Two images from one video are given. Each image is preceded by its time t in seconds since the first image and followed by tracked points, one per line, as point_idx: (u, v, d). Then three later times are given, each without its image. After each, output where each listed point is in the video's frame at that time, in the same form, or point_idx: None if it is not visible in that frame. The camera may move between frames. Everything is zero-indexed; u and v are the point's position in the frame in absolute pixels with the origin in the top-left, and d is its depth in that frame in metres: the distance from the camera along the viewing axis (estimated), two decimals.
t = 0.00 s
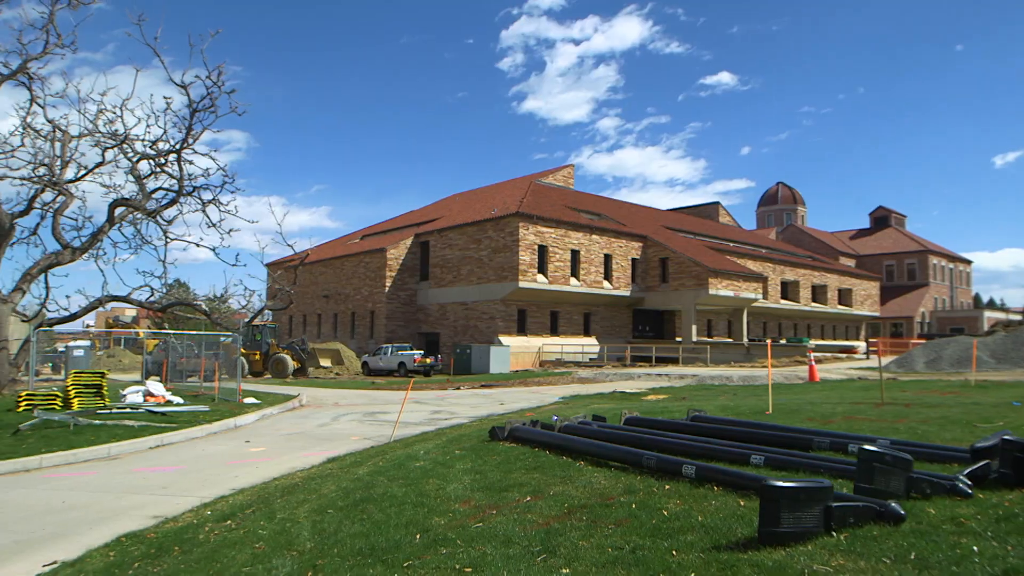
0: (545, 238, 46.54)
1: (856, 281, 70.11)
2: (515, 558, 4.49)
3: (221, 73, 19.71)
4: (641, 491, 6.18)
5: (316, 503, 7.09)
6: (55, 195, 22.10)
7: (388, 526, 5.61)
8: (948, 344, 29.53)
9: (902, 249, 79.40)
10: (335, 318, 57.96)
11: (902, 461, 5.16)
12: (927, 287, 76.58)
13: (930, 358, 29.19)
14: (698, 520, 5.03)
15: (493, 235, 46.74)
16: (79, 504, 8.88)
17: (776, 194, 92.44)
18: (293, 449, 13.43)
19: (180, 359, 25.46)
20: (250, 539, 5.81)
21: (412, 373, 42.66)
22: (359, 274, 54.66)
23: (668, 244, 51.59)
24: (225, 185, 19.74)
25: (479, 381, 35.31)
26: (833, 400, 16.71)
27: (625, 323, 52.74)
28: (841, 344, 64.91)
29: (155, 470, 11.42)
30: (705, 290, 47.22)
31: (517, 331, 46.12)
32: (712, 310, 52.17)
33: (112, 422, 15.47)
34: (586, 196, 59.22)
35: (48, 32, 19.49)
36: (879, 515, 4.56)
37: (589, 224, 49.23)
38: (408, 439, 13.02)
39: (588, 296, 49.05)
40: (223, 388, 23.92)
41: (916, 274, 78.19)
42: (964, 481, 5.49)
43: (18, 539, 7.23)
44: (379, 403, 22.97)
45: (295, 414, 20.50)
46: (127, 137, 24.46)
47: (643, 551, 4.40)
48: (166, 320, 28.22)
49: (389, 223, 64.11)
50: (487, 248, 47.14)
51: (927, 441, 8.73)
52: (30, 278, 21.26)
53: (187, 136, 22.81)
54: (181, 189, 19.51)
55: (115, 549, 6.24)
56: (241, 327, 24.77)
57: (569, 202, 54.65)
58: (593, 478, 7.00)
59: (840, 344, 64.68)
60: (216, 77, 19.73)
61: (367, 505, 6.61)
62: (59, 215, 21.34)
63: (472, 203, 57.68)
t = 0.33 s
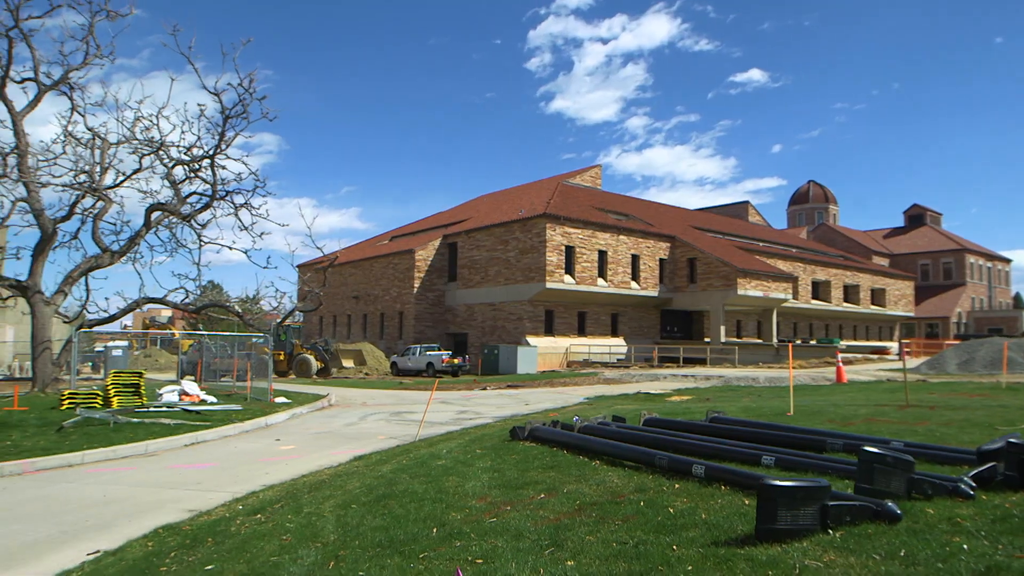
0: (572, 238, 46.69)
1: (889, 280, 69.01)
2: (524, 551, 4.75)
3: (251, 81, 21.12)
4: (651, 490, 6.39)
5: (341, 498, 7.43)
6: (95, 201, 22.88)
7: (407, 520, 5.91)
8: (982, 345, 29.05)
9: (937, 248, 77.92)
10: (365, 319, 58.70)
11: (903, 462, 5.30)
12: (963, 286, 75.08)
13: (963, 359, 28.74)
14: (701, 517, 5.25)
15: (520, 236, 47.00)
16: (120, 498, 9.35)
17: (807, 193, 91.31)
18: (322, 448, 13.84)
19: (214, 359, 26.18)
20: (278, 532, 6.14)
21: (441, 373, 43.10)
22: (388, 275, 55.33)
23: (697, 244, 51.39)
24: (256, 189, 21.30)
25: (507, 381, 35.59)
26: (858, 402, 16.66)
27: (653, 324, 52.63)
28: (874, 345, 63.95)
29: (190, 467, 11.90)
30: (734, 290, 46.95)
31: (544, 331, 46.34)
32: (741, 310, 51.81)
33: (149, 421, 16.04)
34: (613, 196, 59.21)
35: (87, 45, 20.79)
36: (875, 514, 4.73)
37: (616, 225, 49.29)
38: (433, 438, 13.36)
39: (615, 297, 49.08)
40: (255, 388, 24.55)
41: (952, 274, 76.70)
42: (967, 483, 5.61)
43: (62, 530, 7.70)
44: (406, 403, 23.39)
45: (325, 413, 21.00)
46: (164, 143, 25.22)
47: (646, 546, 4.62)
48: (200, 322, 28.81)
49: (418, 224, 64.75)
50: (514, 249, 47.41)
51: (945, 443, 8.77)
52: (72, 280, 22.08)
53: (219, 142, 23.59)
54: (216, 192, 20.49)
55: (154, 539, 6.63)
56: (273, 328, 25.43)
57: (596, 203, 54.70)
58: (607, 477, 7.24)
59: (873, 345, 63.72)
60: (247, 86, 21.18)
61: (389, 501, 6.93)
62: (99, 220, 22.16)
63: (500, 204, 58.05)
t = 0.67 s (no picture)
0: (601, 240, 46.72)
1: (927, 280, 67.66)
2: (536, 545, 4.99)
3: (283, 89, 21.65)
4: (665, 489, 6.57)
5: (368, 495, 7.74)
6: (135, 207, 23.69)
7: (428, 516, 6.17)
8: (1020, 346, 28.45)
9: (977, 246, 76.17)
10: (396, 321, 59.36)
11: (909, 463, 5.41)
12: (1005, 285, 73.28)
13: (1000, 361, 28.18)
14: (710, 515, 5.42)
15: (550, 238, 47.16)
16: (160, 494, 9.80)
17: (841, 191, 89.93)
18: (352, 448, 14.24)
19: (249, 361, 26.84)
20: (307, 526, 6.45)
21: (471, 375, 43.41)
22: (419, 278, 55.90)
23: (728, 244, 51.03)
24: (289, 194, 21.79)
25: (536, 382, 35.85)
26: (887, 404, 16.55)
27: (684, 325, 52.39)
28: (911, 346, 62.77)
29: (225, 465, 12.37)
30: (765, 291, 46.52)
31: (574, 332, 46.45)
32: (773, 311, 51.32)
33: (187, 421, 16.62)
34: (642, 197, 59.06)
35: (126, 55, 20.93)
36: (879, 513, 4.86)
37: (646, 226, 49.17)
38: (460, 438, 13.66)
39: (645, 298, 48.98)
40: (289, 389, 25.13)
41: (993, 272, 74.91)
42: (977, 484, 5.66)
43: (106, 523, 8.14)
44: (436, 404, 23.74)
45: (356, 414, 21.42)
46: (201, 151, 26.01)
47: (653, 541, 4.84)
48: (235, 324, 29.40)
49: (448, 226, 65.29)
50: (543, 251, 47.59)
51: (967, 445, 8.78)
52: (113, 285, 22.87)
53: (253, 149, 24.25)
54: (251, 196, 21.44)
55: (192, 533, 7.01)
56: (305, 330, 26.02)
57: (625, 204, 54.62)
58: (624, 476, 7.42)
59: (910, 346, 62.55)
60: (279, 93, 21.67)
61: (413, 497, 7.21)
62: (139, 226, 22.97)
63: (529, 206, 58.28)
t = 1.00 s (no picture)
0: (637, 239, 46.63)
1: (974, 278, 65.89)
2: (555, 535, 5.24)
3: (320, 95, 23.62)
4: (686, 485, 6.75)
5: (399, 488, 8.09)
6: (180, 211, 24.54)
7: (455, 508, 6.46)
8: None
9: None
10: (432, 320, 60.02)
11: (923, 462, 5.51)
12: None
13: None
14: (724, 509, 5.59)
15: (585, 237, 47.23)
16: (205, 485, 10.31)
17: (884, 187, 88.04)
18: (388, 444, 14.64)
19: (289, 359, 27.56)
20: (341, 516, 6.80)
21: (506, 374, 43.73)
22: (455, 277, 56.48)
23: (765, 243, 50.47)
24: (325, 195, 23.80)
25: (570, 382, 36.02)
26: (924, 405, 16.37)
27: (720, 325, 51.97)
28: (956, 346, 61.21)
29: (265, 459, 12.88)
30: (804, 290, 45.91)
31: (609, 332, 46.47)
32: (813, 310, 50.58)
33: (230, 417, 17.24)
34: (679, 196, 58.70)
35: (171, 64, 23.11)
36: (890, 510, 4.97)
37: (681, 224, 48.92)
38: (492, 436, 13.95)
39: (681, 297, 48.74)
40: (327, 387, 25.76)
41: None
42: (994, 484, 5.71)
43: (155, 512, 8.62)
44: (470, 403, 24.11)
45: (392, 412, 21.89)
46: (242, 155, 26.90)
47: (667, 534, 5.05)
48: (275, 324, 30.27)
49: (484, 226, 65.77)
50: (578, 250, 47.68)
51: (997, 448, 8.74)
52: (160, 285, 23.72)
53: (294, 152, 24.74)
54: (288, 199, 23.54)
55: (233, 521, 7.41)
56: (343, 329, 26.65)
57: (661, 203, 54.41)
58: (648, 473, 7.61)
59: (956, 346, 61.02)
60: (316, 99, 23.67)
61: (442, 491, 7.51)
62: (184, 228, 23.79)
63: (565, 205, 58.43)
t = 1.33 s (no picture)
0: (678, 239, 46.34)
1: None
2: (584, 532, 5.46)
3: (362, 102, 23.89)
4: (714, 484, 6.90)
5: (436, 486, 8.41)
6: (228, 217, 25.38)
7: (489, 506, 6.73)
8: None
9: None
10: (474, 321, 60.56)
11: (950, 464, 5.57)
12: None
13: None
14: (749, 508, 5.75)
15: (626, 238, 47.11)
16: (254, 482, 10.81)
17: (936, 182, 85.61)
18: (429, 444, 15.03)
19: (334, 360, 28.26)
20: (382, 512, 7.14)
21: (548, 374, 43.90)
22: (496, 278, 56.89)
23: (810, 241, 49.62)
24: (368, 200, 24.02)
25: (611, 382, 36.10)
26: (970, 407, 16.09)
27: (764, 325, 51.30)
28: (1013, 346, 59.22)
29: (310, 457, 13.37)
30: (851, 289, 45.03)
31: (651, 332, 46.29)
32: (860, 310, 49.54)
33: (277, 416, 17.85)
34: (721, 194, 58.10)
35: (220, 74, 24.06)
36: (912, 511, 5.07)
37: (723, 223, 48.44)
38: (530, 436, 14.22)
39: (723, 297, 48.28)
40: (370, 387, 26.35)
41: None
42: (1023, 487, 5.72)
43: (208, 507, 9.11)
44: (510, 403, 24.41)
45: (433, 412, 22.33)
46: (287, 162, 27.67)
47: (691, 532, 5.23)
48: (321, 325, 31.07)
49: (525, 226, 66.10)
50: (620, 250, 47.58)
51: None
52: (210, 289, 24.60)
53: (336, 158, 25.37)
54: (333, 203, 23.99)
55: (281, 516, 7.82)
56: (386, 331, 27.23)
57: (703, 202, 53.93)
58: (678, 473, 7.78)
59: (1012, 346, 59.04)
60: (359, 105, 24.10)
61: (478, 488, 7.81)
62: (232, 234, 24.59)
63: (606, 205, 58.36)
